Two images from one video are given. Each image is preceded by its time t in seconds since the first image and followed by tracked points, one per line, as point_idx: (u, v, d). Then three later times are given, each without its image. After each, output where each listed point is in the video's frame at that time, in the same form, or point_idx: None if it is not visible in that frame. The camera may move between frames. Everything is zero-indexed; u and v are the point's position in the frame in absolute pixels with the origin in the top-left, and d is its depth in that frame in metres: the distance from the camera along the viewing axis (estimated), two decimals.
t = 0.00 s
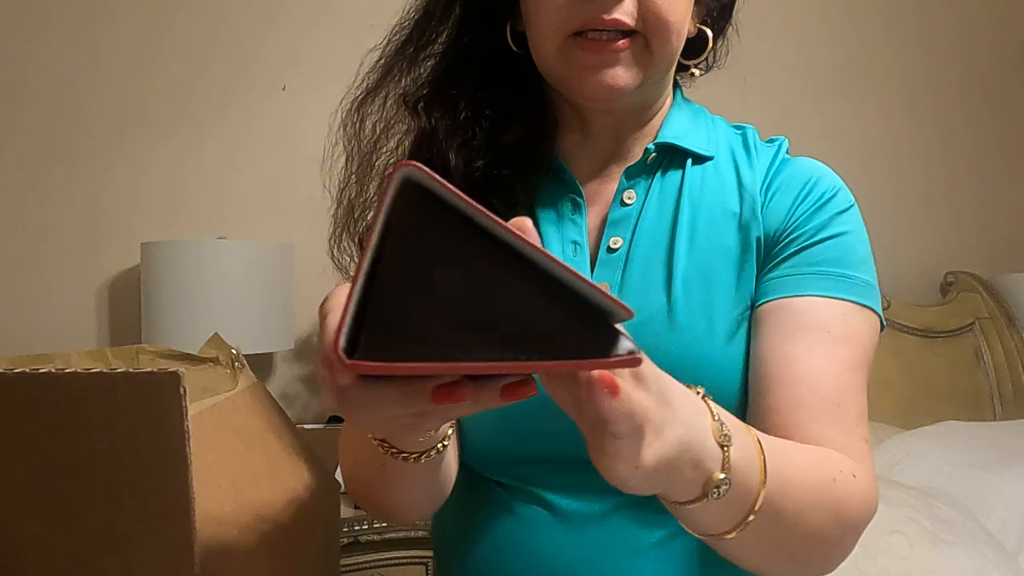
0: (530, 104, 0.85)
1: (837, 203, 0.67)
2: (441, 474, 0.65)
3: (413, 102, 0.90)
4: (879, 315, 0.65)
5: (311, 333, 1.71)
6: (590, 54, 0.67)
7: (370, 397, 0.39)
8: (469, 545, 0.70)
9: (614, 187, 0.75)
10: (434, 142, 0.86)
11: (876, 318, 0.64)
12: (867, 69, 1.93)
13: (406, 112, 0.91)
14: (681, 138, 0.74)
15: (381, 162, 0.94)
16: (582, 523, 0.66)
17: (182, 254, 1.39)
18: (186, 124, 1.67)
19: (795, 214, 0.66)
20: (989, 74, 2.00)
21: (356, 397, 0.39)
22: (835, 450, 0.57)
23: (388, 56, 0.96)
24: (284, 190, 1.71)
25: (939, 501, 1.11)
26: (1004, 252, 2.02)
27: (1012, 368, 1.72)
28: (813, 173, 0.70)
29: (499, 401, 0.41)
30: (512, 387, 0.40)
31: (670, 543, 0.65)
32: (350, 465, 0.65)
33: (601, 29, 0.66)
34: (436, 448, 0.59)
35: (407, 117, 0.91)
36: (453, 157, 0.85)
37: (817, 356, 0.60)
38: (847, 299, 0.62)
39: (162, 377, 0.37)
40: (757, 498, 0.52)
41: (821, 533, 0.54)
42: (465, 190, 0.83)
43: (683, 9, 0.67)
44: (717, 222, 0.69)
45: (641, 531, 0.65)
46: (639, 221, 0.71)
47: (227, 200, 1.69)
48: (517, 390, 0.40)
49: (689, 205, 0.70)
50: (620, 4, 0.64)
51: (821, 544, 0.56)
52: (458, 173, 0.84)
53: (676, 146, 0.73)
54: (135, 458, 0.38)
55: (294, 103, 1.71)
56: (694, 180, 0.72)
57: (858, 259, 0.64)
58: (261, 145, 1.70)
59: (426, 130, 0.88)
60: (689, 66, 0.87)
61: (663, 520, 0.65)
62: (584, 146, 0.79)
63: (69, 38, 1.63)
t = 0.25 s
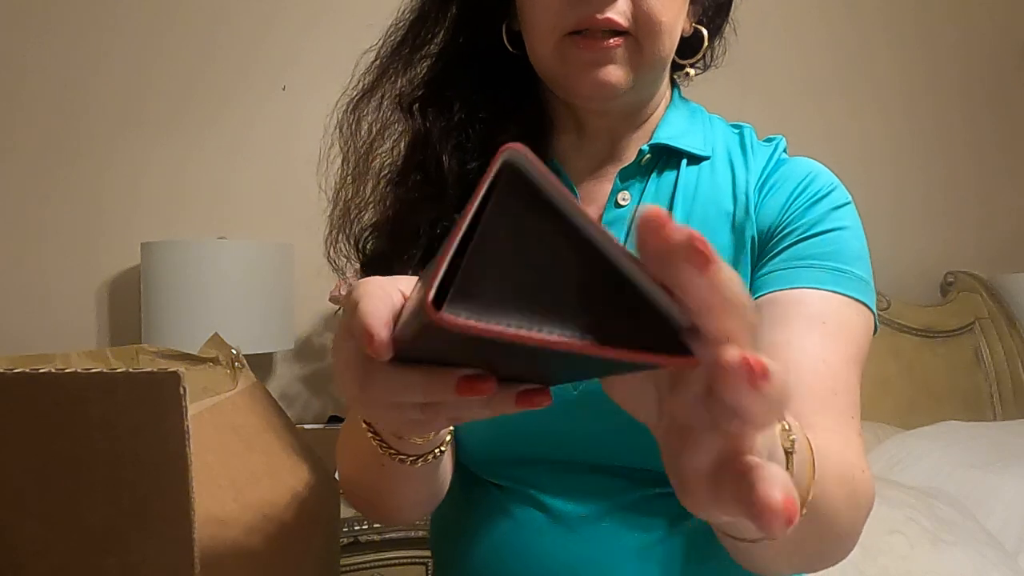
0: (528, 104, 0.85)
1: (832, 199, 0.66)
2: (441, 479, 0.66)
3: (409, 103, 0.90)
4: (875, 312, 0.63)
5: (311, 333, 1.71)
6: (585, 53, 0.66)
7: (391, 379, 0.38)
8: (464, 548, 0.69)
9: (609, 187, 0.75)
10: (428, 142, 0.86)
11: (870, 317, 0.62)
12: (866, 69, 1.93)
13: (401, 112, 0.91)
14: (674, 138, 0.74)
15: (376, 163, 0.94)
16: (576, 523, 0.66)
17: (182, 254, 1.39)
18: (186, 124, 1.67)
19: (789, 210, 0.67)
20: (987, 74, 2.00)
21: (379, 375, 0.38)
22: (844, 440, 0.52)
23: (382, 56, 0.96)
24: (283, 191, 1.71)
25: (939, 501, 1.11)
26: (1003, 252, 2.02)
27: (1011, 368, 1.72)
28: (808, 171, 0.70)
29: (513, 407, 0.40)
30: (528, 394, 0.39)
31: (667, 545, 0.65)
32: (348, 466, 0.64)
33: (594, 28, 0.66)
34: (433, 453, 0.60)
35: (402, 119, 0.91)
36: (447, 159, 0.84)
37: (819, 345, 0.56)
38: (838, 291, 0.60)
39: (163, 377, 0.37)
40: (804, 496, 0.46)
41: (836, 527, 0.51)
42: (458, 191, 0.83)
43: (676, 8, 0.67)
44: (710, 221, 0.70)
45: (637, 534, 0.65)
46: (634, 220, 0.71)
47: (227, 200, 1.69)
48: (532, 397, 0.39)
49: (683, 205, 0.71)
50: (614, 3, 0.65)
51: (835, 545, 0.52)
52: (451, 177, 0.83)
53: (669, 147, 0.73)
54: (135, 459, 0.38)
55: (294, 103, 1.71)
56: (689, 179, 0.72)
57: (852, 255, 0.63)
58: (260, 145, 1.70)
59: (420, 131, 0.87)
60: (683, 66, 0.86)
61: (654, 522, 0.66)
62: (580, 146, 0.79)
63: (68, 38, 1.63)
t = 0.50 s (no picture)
0: (527, 106, 0.85)
1: (831, 200, 0.67)
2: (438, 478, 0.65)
3: (406, 105, 0.90)
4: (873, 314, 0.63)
5: (311, 333, 1.71)
6: (585, 55, 0.66)
7: (414, 329, 0.38)
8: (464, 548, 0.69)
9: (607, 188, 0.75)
10: (427, 144, 0.85)
11: (869, 317, 0.62)
12: (865, 69, 1.93)
13: (399, 114, 0.91)
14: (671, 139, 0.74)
15: (374, 164, 0.94)
16: (579, 523, 0.66)
17: (182, 254, 1.39)
18: (185, 124, 1.67)
19: (788, 211, 0.67)
20: (985, 74, 2.00)
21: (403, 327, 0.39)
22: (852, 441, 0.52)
23: (379, 58, 0.96)
24: (283, 191, 1.71)
25: (939, 501, 1.11)
26: (1002, 252, 2.03)
27: (1012, 368, 1.72)
28: (807, 172, 0.70)
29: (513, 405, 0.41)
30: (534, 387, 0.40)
31: (670, 545, 0.65)
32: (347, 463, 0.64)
33: (593, 30, 0.66)
34: (423, 457, 0.60)
35: (399, 120, 0.91)
36: (445, 161, 0.83)
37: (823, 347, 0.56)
38: (837, 293, 0.60)
39: (162, 377, 0.37)
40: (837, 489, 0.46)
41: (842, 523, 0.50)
42: (456, 190, 0.81)
43: (673, 9, 0.68)
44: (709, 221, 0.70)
45: (640, 535, 0.65)
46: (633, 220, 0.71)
47: (227, 199, 1.69)
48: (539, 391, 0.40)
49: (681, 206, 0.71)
50: (613, 4, 0.65)
51: (842, 539, 0.51)
52: (451, 179, 0.81)
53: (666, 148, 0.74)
54: (135, 459, 0.38)
55: (294, 103, 1.71)
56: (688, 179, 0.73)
57: (850, 255, 0.63)
58: (259, 145, 1.70)
59: (418, 133, 0.87)
60: (680, 66, 0.86)
61: (658, 522, 0.66)
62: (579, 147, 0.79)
63: (67, 37, 1.63)
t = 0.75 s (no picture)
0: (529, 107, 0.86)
1: (833, 199, 0.67)
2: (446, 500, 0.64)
3: (406, 104, 0.90)
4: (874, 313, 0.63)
5: (311, 333, 1.71)
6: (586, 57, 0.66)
7: (419, 340, 0.37)
8: (466, 548, 0.69)
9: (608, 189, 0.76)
10: (430, 145, 0.85)
11: (870, 316, 0.62)
12: (865, 70, 1.93)
13: (398, 113, 0.91)
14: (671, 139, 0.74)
15: (373, 164, 0.94)
16: (583, 525, 0.66)
17: (182, 254, 1.39)
18: (185, 123, 1.67)
19: (791, 210, 0.67)
20: (984, 75, 2.01)
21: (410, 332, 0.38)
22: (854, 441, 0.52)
23: (377, 57, 0.95)
24: (283, 191, 1.71)
25: (938, 501, 1.11)
26: (1002, 252, 2.03)
27: (1012, 369, 1.72)
28: (808, 172, 0.71)
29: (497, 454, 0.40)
30: (522, 439, 0.39)
31: (675, 545, 0.66)
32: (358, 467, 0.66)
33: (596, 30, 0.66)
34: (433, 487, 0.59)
35: (399, 119, 0.90)
36: (448, 161, 0.83)
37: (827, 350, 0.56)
38: (839, 292, 0.61)
39: (163, 377, 0.37)
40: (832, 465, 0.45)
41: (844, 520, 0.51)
42: (459, 191, 0.81)
43: (673, 8, 0.68)
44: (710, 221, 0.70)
45: (649, 535, 0.66)
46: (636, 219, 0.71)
47: (227, 199, 1.69)
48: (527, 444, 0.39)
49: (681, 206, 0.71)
50: (615, 4, 0.64)
51: (843, 536, 0.52)
52: (454, 178, 0.81)
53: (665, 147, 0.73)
54: (136, 459, 0.38)
55: (294, 103, 1.72)
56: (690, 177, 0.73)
57: (851, 255, 0.63)
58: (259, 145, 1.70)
59: (419, 133, 0.87)
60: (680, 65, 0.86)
61: (663, 522, 0.67)
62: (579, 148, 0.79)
63: (66, 37, 1.63)
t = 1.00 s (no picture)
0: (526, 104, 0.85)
1: (834, 202, 0.68)
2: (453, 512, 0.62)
3: (403, 104, 0.89)
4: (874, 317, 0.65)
5: (311, 333, 1.71)
6: (581, 52, 0.66)
7: (409, 428, 0.42)
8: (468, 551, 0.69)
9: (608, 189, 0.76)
10: (425, 145, 0.84)
11: (871, 322, 0.64)
12: (865, 69, 1.93)
13: (396, 113, 0.90)
14: (673, 138, 0.74)
15: (370, 164, 0.93)
16: (581, 529, 0.66)
17: (182, 254, 1.39)
18: (185, 123, 1.67)
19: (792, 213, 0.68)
20: (984, 74, 2.00)
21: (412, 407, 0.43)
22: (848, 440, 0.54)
23: (374, 56, 0.95)
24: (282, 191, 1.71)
25: (939, 501, 1.11)
26: (1003, 252, 2.02)
27: (1012, 370, 1.72)
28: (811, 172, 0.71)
29: (479, 540, 0.41)
30: (501, 523, 0.40)
31: (676, 545, 0.66)
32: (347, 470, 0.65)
33: (591, 27, 0.66)
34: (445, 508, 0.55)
35: (397, 119, 0.90)
36: (444, 162, 0.82)
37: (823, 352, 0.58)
38: (842, 299, 0.62)
39: (162, 377, 0.37)
40: (809, 466, 0.46)
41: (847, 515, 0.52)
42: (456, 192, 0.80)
43: (673, 6, 0.68)
44: (712, 224, 0.70)
45: (645, 539, 0.66)
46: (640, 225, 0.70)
47: (227, 199, 1.69)
48: (504, 528, 0.40)
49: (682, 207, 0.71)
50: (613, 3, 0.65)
51: (841, 536, 0.54)
52: (451, 180, 0.81)
53: (667, 147, 0.73)
54: (136, 460, 0.38)
55: (294, 103, 1.71)
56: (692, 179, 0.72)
57: (854, 259, 0.64)
58: (259, 145, 1.70)
59: (416, 133, 0.86)
60: (680, 64, 0.86)
61: (662, 525, 0.67)
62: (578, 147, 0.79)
63: (66, 37, 1.63)
